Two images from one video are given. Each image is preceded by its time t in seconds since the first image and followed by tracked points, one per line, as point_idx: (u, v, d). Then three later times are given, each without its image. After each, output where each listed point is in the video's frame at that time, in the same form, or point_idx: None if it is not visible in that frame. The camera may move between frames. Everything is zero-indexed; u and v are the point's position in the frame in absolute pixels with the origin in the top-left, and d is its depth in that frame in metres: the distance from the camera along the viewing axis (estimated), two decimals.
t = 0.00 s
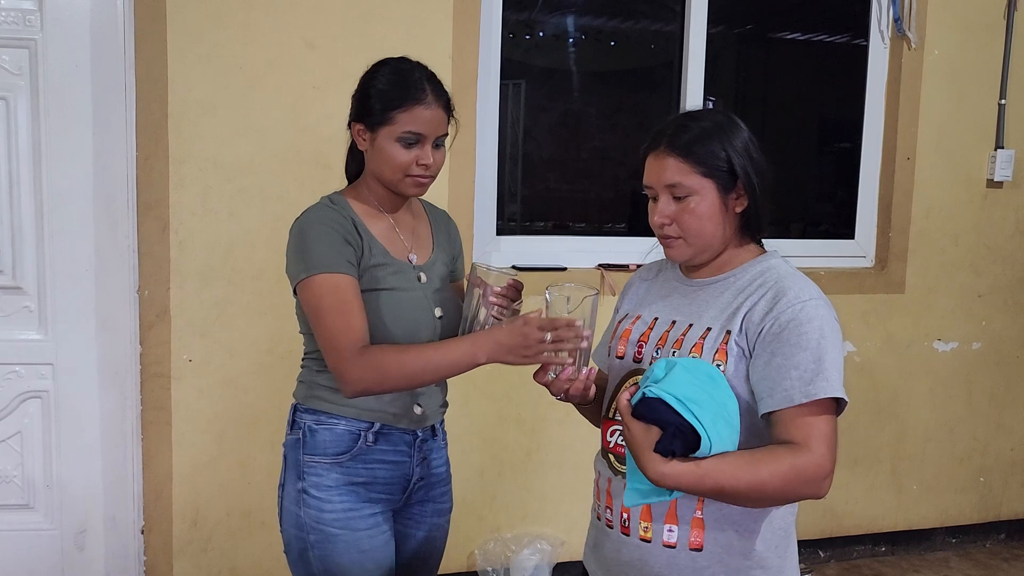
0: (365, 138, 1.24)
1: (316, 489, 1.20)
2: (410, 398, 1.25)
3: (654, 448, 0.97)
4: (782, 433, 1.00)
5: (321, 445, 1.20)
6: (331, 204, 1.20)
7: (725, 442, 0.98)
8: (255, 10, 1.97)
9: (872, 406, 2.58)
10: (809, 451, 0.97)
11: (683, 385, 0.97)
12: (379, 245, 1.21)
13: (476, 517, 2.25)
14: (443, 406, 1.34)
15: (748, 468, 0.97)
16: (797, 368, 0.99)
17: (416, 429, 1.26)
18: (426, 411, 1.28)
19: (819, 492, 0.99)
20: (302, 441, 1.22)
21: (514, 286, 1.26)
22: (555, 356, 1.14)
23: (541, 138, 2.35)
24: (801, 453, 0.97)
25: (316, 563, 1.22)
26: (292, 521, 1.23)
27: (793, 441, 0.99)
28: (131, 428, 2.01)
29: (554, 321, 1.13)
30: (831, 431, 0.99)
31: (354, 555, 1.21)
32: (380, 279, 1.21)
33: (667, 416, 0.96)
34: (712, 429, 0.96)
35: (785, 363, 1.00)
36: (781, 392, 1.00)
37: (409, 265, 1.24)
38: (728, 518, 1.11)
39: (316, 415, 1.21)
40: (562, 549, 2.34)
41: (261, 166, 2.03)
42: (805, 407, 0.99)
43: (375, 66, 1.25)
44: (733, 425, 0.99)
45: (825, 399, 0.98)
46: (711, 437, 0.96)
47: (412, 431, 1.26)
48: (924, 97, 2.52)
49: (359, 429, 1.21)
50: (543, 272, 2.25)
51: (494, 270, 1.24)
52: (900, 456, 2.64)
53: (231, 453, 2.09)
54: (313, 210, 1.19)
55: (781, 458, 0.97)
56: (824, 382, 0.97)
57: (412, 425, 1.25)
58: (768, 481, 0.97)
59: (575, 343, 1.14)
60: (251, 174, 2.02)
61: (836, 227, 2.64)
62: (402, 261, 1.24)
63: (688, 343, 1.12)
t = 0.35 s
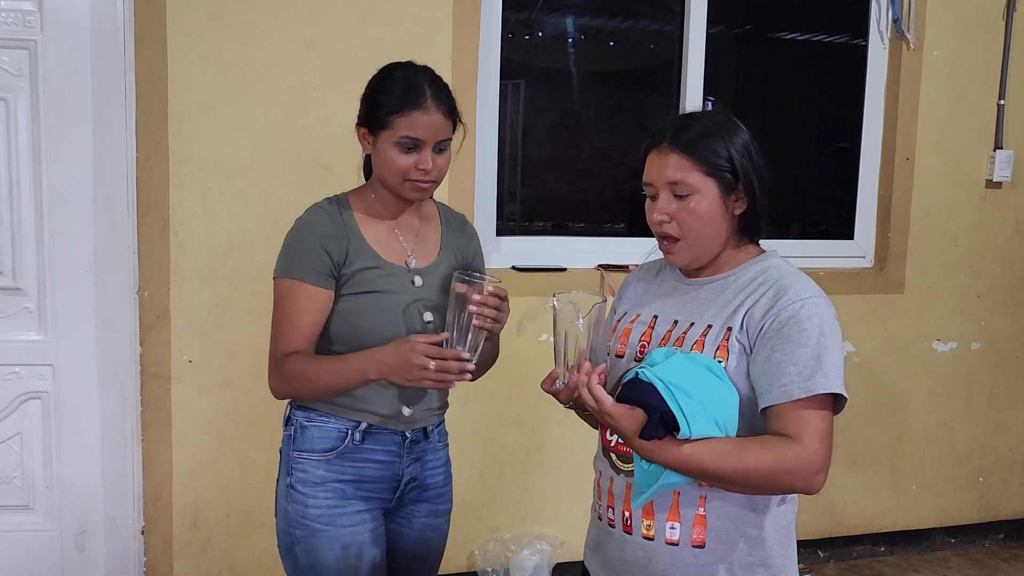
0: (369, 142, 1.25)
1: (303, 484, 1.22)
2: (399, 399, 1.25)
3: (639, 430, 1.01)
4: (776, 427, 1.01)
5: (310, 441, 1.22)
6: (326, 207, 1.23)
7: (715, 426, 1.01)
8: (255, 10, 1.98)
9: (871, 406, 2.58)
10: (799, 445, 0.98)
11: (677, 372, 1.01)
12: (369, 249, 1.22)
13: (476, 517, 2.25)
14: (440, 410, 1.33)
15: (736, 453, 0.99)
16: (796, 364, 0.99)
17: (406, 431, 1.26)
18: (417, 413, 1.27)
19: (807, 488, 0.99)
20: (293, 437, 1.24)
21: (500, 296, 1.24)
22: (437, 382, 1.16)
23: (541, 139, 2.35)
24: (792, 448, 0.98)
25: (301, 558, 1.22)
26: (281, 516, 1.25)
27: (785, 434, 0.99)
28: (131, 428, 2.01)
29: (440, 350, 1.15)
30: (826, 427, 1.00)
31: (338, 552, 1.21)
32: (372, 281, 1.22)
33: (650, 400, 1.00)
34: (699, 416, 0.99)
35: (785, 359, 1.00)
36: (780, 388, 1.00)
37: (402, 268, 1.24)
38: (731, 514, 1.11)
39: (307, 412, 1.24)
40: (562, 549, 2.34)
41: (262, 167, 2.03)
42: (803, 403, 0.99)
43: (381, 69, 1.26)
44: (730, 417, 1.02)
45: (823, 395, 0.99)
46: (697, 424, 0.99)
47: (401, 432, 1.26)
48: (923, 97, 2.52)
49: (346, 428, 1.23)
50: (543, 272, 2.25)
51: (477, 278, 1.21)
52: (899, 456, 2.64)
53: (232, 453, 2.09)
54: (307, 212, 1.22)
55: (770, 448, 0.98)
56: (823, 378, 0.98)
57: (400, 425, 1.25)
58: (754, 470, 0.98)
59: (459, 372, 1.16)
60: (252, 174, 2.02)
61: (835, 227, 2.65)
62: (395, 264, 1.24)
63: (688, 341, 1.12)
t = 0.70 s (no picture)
0: (371, 141, 1.25)
1: (292, 487, 1.22)
2: (393, 403, 1.26)
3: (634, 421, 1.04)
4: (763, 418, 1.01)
5: (301, 444, 1.22)
6: (321, 205, 1.23)
7: (714, 409, 1.03)
8: (256, 11, 1.98)
9: (871, 406, 2.59)
10: (779, 434, 0.98)
11: (676, 358, 1.03)
12: (362, 248, 1.22)
13: (476, 517, 2.25)
14: (434, 413, 1.34)
15: (716, 432, 1.01)
16: (786, 357, 0.99)
17: (398, 435, 1.27)
18: (411, 417, 1.28)
19: (788, 481, 0.99)
20: (285, 440, 1.24)
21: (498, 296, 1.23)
22: (445, 356, 1.15)
23: (541, 139, 2.35)
24: (769, 435, 0.98)
25: (288, 561, 1.23)
26: (271, 518, 1.25)
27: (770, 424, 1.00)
28: (131, 428, 2.02)
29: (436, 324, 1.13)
30: (813, 422, 1.00)
31: (324, 557, 1.21)
32: (363, 281, 1.22)
33: (641, 390, 1.02)
34: (694, 400, 1.02)
35: (776, 353, 1.00)
36: (767, 380, 1.00)
37: (395, 268, 1.24)
38: (732, 511, 1.11)
39: (300, 415, 1.24)
40: (562, 549, 2.34)
41: (262, 167, 2.03)
42: (790, 396, 0.99)
43: (384, 69, 1.26)
44: (730, 402, 1.04)
45: (812, 390, 0.99)
46: (691, 408, 1.02)
47: (393, 436, 1.27)
48: (923, 97, 2.52)
49: (339, 431, 1.23)
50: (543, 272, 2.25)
51: (476, 277, 1.20)
52: (899, 455, 2.65)
53: (231, 453, 2.09)
54: (301, 210, 1.21)
55: (749, 433, 1.00)
56: (811, 373, 0.98)
57: (391, 430, 1.26)
58: (728, 453, 1.00)
59: (464, 341, 1.15)
60: (252, 174, 2.02)
61: (834, 227, 2.65)
62: (390, 264, 1.24)
63: (687, 335, 1.12)
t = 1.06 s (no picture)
0: (375, 142, 1.25)
1: (292, 495, 1.21)
2: (393, 405, 1.26)
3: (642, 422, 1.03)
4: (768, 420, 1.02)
5: (300, 450, 1.22)
6: (320, 203, 1.21)
7: (722, 413, 1.02)
8: (255, 10, 1.98)
9: (872, 406, 2.59)
10: (786, 439, 0.99)
11: (688, 359, 1.02)
12: (364, 248, 1.22)
13: (476, 517, 2.25)
14: (431, 416, 1.34)
15: (724, 430, 1.01)
16: (792, 360, 1.00)
17: (398, 438, 1.27)
18: (411, 420, 1.28)
19: (788, 485, 1.00)
20: (281, 445, 1.23)
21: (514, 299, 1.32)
22: (440, 355, 1.17)
23: (541, 139, 2.35)
24: (777, 439, 0.99)
25: (288, 570, 1.22)
26: (267, 526, 1.24)
27: (778, 429, 1.00)
28: (131, 428, 2.02)
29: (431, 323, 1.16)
30: (818, 425, 1.01)
31: (326, 564, 1.22)
32: (366, 282, 1.22)
33: (652, 385, 1.00)
34: (704, 402, 1.01)
35: (782, 356, 1.00)
36: (774, 383, 1.00)
37: (397, 268, 1.25)
38: (733, 510, 1.10)
39: (296, 420, 1.23)
40: (562, 549, 2.34)
41: (262, 167, 2.03)
42: (797, 399, 1.00)
43: (390, 68, 1.25)
44: (739, 403, 1.04)
45: (818, 392, 0.99)
46: (700, 409, 1.01)
47: (393, 440, 1.27)
48: (923, 96, 2.52)
49: (338, 436, 1.23)
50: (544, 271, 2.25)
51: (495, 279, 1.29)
52: (899, 456, 2.65)
53: (232, 453, 2.09)
54: (299, 209, 1.20)
55: (758, 435, 1.00)
56: (818, 376, 0.98)
57: (393, 434, 1.26)
58: (736, 453, 1.00)
59: (458, 337, 1.18)
60: (251, 174, 2.02)
61: (834, 227, 2.65)
62: (391, 263, 1.24)
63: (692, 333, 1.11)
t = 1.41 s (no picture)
0: (372, 141, 1.23)
1: (285, 494, 1.21)
2: (387, 403, 1.25)
3: (651, 409, 1.01)
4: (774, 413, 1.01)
5: (293, 449, 1.21)
6: (310, 202, 1.21)
7: (730, 406, 1.02)
8: (251, 7, 1.96)
9: (871, 404, 2.58)
10: (795, 433, 0.99)
11: (696, 351, 1.01)
12: (355, 245, 1.21)
13: (474, 516, 2.24)
14: (426, 414, 1.33)
15: (735, 424, 1.00)
16: (791, 355, 0.99)
17: (392, 437, 1.26)
18: (406, 418, 1.27)
19: (798, 478, 1.00)
20: (274, 444, 1.22)
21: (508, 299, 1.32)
22: (434, 360, 1.14)
23: (540, 137, 2.34)
24: (786, 433, 0.99)
25: (282, 570, 1.22)
26: (262, 525, 1.24)
27: (787, 423, 1.00)
28: (127, 426, 2.01)
29: (425, 327, 1.14)
30: (821, 417, 1.01)
31: (320, 564, 1.21)
32: (357, 280, 1.21)
33: (664, 373, 0.99)
34: (714, 394, 1.00)
35: (780, 351, 0.99)
36: (775, 379, 1.00)
37: (390, 266, 1.24)
38: (741, 510, 1.09)
39: (289, 418, 1.22)
40: (560, 549, 2.33)
41: (258, 164, 2.02)
42: (797, 394, 1.00)
43: (389, 67, 1.24)
44: (743, 399, 1.03)
45: (820, 385, 0.99)
46: (711, 401, 1.00)
47: (388, 438, 1.26)
48: (923, 94, 2.51)
49: (332, 434, 1.22)
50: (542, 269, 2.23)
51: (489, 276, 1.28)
52: (899, 454, 2.64)
53: (228, 452, 2.08)
54: (289, 208, 1.19)
55: (769, 428, 0.99)
56: (820, 369, 0.98)
57: (387, 432, 1.25)
58: (749, 446, 0.99)
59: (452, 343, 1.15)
60: (248, 172, 2.01)
61: (834, 225, 2.63)
62: (383, 261, 1.23)
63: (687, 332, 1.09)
